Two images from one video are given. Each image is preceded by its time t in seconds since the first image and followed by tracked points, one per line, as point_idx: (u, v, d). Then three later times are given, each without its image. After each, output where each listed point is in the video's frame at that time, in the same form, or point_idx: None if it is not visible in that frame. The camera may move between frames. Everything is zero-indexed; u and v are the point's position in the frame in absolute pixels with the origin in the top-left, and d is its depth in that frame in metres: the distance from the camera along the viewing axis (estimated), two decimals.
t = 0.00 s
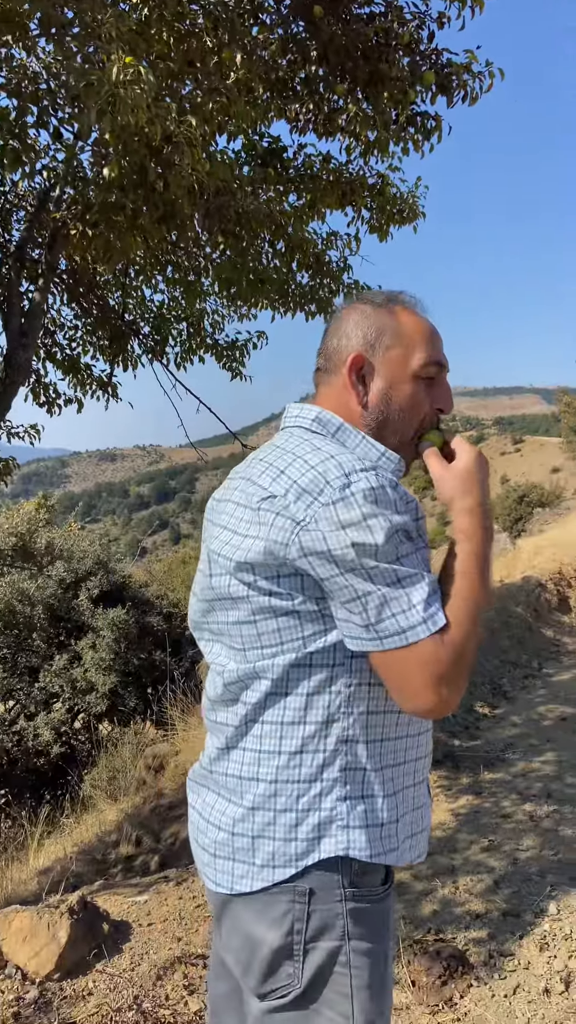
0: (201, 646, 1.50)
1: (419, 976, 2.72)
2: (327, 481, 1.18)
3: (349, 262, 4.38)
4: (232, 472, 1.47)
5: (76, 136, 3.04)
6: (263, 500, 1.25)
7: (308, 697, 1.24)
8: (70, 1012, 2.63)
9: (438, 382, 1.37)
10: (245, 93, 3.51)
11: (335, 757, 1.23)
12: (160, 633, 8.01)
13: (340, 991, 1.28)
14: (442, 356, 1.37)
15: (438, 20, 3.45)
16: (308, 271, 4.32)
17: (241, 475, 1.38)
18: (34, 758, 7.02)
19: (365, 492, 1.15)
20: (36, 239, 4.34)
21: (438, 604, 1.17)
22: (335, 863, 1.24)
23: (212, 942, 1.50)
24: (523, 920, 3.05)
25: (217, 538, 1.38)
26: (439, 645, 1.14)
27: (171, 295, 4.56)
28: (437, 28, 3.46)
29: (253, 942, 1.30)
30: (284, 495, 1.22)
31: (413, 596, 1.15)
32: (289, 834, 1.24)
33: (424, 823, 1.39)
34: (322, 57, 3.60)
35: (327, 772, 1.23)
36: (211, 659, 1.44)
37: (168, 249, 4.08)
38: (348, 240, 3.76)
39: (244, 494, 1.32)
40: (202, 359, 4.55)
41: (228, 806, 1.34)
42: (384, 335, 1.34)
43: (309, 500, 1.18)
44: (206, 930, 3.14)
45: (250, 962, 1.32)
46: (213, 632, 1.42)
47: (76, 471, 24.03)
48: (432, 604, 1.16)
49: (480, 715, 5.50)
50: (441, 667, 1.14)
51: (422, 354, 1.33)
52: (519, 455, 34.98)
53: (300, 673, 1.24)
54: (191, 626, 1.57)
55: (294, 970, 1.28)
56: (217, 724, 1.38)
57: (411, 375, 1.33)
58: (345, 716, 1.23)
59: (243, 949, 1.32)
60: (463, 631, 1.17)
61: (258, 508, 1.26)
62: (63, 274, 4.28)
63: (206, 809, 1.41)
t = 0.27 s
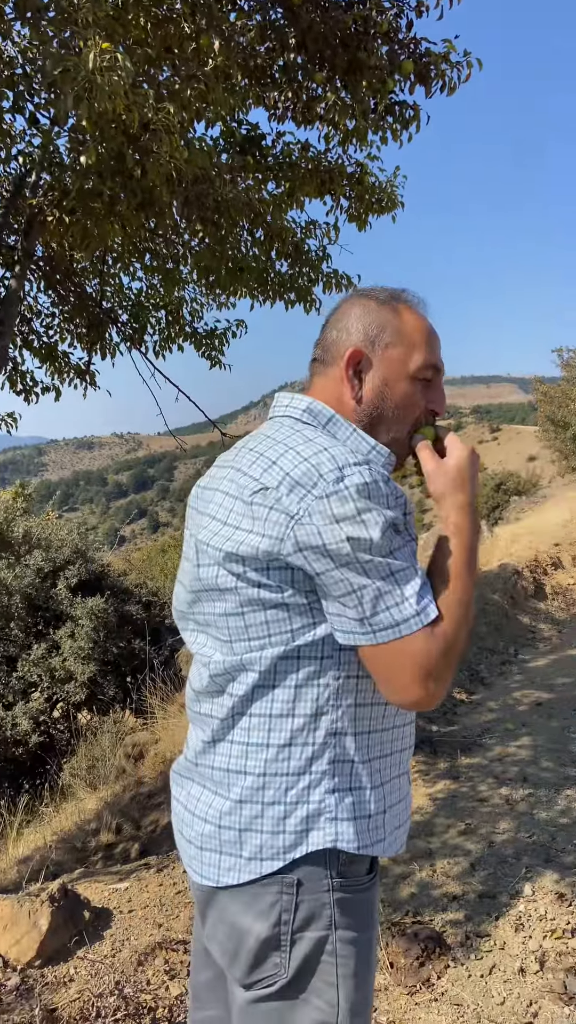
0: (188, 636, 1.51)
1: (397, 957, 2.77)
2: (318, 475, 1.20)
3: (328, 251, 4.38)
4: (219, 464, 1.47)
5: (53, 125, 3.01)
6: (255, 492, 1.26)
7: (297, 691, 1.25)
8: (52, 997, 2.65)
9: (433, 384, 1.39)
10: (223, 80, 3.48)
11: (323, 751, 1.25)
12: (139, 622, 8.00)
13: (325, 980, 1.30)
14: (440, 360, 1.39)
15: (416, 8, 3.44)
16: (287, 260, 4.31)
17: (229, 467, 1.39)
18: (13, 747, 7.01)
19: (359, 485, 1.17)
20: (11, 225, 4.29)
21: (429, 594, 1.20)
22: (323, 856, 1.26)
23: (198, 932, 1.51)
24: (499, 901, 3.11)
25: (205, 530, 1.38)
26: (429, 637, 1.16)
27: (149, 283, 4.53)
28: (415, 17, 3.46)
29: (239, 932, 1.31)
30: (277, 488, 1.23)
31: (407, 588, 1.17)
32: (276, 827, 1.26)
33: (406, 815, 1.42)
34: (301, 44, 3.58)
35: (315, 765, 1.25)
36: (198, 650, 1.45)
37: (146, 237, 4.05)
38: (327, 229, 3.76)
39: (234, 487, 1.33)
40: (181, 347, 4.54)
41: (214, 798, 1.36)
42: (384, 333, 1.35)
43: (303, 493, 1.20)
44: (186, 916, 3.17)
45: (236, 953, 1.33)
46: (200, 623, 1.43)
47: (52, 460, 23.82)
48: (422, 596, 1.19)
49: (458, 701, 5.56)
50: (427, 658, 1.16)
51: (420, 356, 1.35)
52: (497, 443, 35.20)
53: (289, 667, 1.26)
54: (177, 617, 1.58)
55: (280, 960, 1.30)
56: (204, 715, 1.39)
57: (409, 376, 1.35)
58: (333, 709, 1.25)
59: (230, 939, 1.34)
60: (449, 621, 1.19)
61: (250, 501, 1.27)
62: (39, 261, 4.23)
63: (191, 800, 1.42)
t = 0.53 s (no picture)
0: (169, 628, 1.50)
1: (376, 945, 2.80)
2: (296, 471, 1.18)
3: (307, 243, 4.37)
4: (199, 453, 1.45)
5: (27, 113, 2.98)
6: (235, 486, 1.24)
7: (279, 687, 1.25)
8: (32, 989, 2.65)
9: (412, 373, 1.39)
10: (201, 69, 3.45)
11: (306, 746, 1.26)
12: (118, 615, 7.97)
13: (309, 971, 1.31)
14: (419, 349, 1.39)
15: None
16: (266, 252, 4.31)
17: (210, 458, 1.37)
18: None
19: (340, 480, 1.14)
20: None
21: (396, 598, 1.18)
22: (307, 851, 1.27)
23: (180, 925, 1.52)
24: (477, 888, 3.14)
25: (185, 523, 1.37)
26: (383, 646, 1.15)
27: (127, 274, 4.50)
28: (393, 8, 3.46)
29: (223, 926, 1.32)
30: (257, 482, 1.21)
31: (379, 590, 1.16)
32: (259, 823, 1.26)
33: (388, 805, 1.44)
34: (279, 34, 3.56)
35: (298, 760, 1.26)
36: (179, 643, 1.43)
37: (123, 227, 4.02)
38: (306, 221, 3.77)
39: (214, 479, 1.32)
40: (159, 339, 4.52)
41: (196, 794, 1.36)
42: (362, 322, 1.34)
43: (282, 487, 1.17)
44: (166, 908, 3.18)
45: (219, 945, 1.34)
46: (181, 616, 1.42)
47: (29, 453, 23.63)
48: (391, 599, 1.17)
49: (436, 692, 5.60)
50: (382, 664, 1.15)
51: (398, 345, 1.35)
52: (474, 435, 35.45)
53: (270, 663, 1.25)
54: (157, 609, 1.57)
55: (264, 952, 1.31)
56: (185, 711, 1.38)
57: (387, 365, 1.34)
58: (315, 704, 1.25)
59: (213, 932, 1.34)
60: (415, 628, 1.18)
61: (229, 495, 1.25)
62: (14, 251, 4.18)
63: (173, 794, 1.42)
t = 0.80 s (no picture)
0: (150, 629, 1.47)
1: (360, 939, 2.82)
2: (272, 470, 1.14)
3: (288, 240, 4.37)
4: (182, 451, 1.42)
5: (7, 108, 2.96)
6: (211, 486, 1.21)
7: (259, 685, 1.21)
8: (17, 989, 2.63)
9: (390, 363, 1.34)
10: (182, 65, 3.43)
11: (288, 744, 1.22)
12: (99, 613, 7.94)
13: (294, 967, 1.28)
14: (395, 338, 1.33)
15: None
16: (248, 249, 4.30)
17: (190, 458, 1.34)
18: None
19: (314, 482, 1.11)
20: None
21: (362, 609, 1.14)
22: (290, 847, 1.23)
23: (166, 925, 1.51)
24: (460, 881, 3.17)
25: (165, 523, 1.34)
26: (339, 659, 1.10)
27: (107, 270, 4.48)
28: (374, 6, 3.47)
29: (208, 924, 1.28)
30: (232, 482, 1.18)
31: (346, 597, 1.11)
32: (241, 823, 1.23)
33: (373, 802, 1.40)
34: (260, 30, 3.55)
35: (279, 759, 1.22)
36: (160, 645, 1.40)
37: (104, 223, 4.00)
38: (288, 219, 3.77)
39: (193, 478, 1.29)
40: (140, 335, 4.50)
41: (179, 795, 1.32)
42: (335, 315, 1.30)
43: (257, 487, 1.14)
44: (151, 905, 3.18)
45: (205, 944, 1.30)
46: (161, 618, 1.39)
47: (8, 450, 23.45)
48: (356, 608, 1.13)
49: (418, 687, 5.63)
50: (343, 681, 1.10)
51: (373, 335, 1.30)
52: (454, 431, 35.64)
53: (250, 663, 1.22)
54: (141, 612, 1.54)
55: (249, 949, 1.28)
56: (165, 715, 1.36)
57: (362, 358, 1.29)
58: (296, 702, 1.22)
59: (197, 931, 1.30)
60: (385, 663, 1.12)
61: (204, 495, 1.22)
62: None
63: (153, 799, 1.39)
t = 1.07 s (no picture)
0: (139, 629, 1.45)
1: (348, 934, 2.83)
2: (255, 468, 1.12)
3: (272, 239, 4.38)
4: (172, 447, 1.41)
5: None
6: (194, 485, 1.19)
7: (246, 680, 1.19)
8: (5, 989, 2.63)
9: (375, 361, 1.34)
10: (166, 64, 3.43)
11: (275, 738, 1.19)
12: (83, 613, 7.92)
13: (282, 961, 1.24)
14: (381, 336, 1.33)
15: None
16: (232, 248, 4.31)
17: (178, 456, 1.32)
18: None
19: (295, 483, 1.08)
20: None
21: (338, 612, 1.10)
22: (278, 839, 1.20)
23: (156, 920, 1.51)
24: (446, 876, 3.19)
25: (153, 519, 1.32)
26: (315, 660, 1.07)
27: (91, 268, 4.47)
28: (358, 8, 3.49)
29: (196, 919, 1.24)
30: (215, 482, 1.15)
31: (324, 597, 1.08)
32: (228, 818, 1.20)
33: (362, 798, 1.37)
34: (244, 30, 3.55)
35: (266, 754, 1.19)
36: (148, 645, 1.38)
37: (87, 222, 3.98)
38: (273, 218, 3.78)
39: (179, 475, 1.26)
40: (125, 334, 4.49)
41: (167, 791, 1.29)
42: (319, 313, 1.30)
43: (240, 486, 1.11)
44: (139, 903, 3.18)
45: (194, 939, 1.26)
46: (149, 619, 1.37)
47: None
48: (334, 609, 1.10)
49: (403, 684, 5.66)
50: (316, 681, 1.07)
51: (358, 334, 1.30)
52: (437, 430, 35.81)
53: (236, 659, 1.20)
54: (131, 610, 1.52)
55: (237, 943, 1.23)
56: (153, 716, 1.33)
57: (347, 356, 1.29)
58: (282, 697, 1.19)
59: (186, 927, 1.27)
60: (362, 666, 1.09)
61: (188, 494, 1.20)
62: None
63: (141, 800, 1.37)
